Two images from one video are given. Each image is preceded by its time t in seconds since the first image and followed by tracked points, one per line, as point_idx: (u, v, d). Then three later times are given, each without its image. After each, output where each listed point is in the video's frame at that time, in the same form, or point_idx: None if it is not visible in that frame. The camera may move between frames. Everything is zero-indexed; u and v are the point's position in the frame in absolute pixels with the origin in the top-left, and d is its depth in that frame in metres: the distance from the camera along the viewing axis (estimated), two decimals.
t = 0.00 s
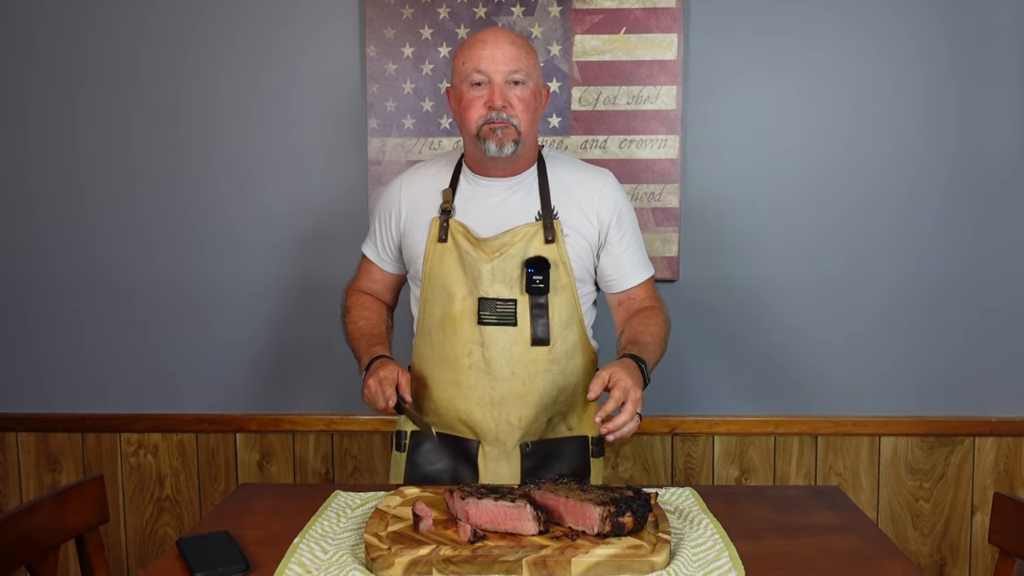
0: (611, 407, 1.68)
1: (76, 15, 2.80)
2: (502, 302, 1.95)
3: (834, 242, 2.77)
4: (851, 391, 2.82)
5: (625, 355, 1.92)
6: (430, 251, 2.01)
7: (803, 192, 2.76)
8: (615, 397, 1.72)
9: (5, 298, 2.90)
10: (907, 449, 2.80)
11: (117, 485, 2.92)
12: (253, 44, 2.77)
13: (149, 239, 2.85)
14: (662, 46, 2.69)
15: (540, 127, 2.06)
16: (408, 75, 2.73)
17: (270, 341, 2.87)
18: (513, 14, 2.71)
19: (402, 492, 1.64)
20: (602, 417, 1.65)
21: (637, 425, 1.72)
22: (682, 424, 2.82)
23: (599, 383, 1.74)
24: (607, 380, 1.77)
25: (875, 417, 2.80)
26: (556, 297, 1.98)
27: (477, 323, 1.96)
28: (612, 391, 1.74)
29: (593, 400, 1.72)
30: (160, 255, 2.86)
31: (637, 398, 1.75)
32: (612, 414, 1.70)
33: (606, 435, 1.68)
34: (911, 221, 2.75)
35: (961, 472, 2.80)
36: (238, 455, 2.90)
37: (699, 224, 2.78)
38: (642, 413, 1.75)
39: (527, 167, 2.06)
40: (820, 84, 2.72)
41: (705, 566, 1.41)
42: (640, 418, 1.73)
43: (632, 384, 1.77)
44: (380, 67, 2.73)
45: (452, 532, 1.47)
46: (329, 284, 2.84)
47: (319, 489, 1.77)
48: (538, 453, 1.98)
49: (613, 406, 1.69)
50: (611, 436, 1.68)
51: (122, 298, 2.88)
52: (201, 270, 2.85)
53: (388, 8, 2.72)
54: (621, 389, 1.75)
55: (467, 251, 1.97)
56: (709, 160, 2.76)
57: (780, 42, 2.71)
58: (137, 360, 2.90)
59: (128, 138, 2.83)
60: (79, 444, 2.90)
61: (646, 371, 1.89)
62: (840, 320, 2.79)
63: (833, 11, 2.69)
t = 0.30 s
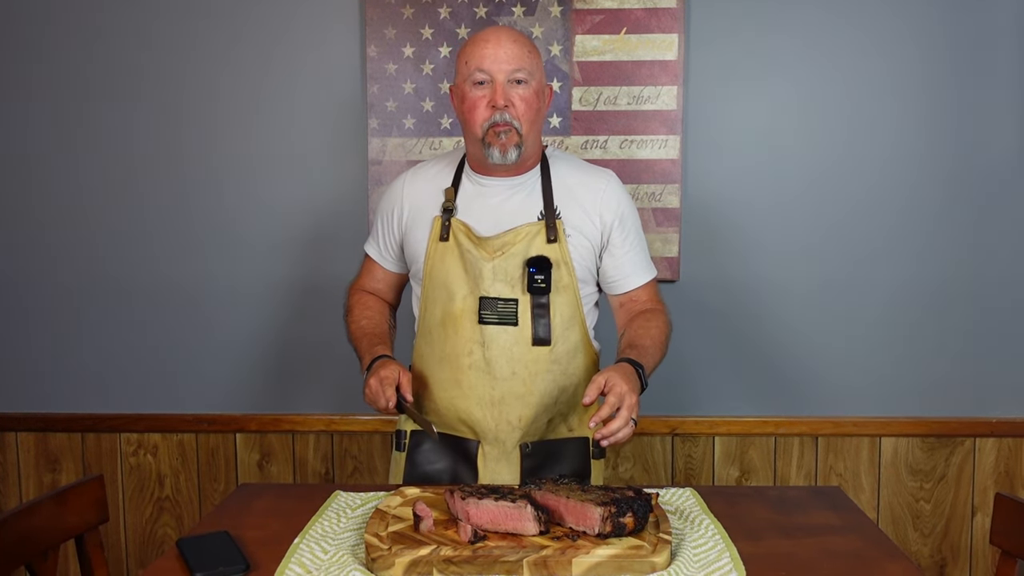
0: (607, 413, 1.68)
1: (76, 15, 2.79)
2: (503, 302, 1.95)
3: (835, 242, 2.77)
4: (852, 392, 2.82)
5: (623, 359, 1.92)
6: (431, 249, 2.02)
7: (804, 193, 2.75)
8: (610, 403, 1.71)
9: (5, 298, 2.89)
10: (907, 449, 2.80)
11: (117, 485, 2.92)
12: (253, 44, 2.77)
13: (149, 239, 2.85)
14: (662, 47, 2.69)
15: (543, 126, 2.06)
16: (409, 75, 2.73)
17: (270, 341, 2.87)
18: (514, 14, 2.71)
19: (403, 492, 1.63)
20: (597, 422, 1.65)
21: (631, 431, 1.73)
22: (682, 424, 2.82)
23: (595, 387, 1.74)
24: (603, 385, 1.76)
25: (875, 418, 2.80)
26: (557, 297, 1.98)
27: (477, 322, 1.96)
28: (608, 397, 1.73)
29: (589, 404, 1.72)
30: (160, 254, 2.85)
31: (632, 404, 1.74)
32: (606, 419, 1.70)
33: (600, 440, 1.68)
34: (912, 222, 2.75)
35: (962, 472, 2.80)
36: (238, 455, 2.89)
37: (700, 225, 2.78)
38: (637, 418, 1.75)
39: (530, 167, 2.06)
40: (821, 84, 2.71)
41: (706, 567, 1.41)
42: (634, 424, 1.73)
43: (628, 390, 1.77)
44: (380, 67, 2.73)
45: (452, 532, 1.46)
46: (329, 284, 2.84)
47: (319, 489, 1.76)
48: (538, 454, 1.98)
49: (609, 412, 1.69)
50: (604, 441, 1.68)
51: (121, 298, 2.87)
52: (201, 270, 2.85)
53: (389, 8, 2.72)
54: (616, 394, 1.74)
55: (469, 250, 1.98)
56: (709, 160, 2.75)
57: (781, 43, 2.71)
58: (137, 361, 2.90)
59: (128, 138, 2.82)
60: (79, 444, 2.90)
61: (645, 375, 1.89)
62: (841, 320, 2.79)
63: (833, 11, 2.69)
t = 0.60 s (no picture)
0: (607, 416, 1.69)
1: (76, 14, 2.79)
2: (500, 303, 1.95)
3: (834, 243, 2.77)
4: (851, 392, 2.82)
5: (622, 363, 1.92)
6: (430, 248, 2.01)
7: (804, 193, 2.75)
8: (611, 408, 1.72)
9: (5, 298, 2.89)
10: (907, 450, 2.80)
11: (116, 484, 2.91)
12: (253, 43, 2.77)
13: (149, 238, 2.85)
14: (662, 47, 2.69)
15: (543, 127, 2.05)
16: (408, 75, 2.73)
17: (270, 340, 2.87)
18: (514, 14, 2.71)
19: (402, 492, 1.63)
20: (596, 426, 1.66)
21: (632, 435, 1.72)
22: (682, 424, 2.82)
23: (596, 392, 1.73)
24: (604, 390, 1.75)
25: (875, 418, 2.80)
26: (555, 299, 1.97)
27: (475, 323, 1.96)
28: (608, 402, 1.73)
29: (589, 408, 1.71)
30: (159, 254, 2.85)
31: (632, 409, 1.74)
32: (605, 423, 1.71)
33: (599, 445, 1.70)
34: (911, 222, 2.75)
35: (961, 473, 2.80)
36: (238, 455, 2.89)
37: (700, 225, 2.78)
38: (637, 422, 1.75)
39: (530, 167, 2.06)
40: (821, 85, 2.71)
41: (705, 567, 1.41)
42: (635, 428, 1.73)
43: (629, 395, 1.76)
44: (380, 67, 2.73)
45: (452, 532, 1.46)
46: (329, 283, 2.84)
47: (318, 489, 1.76)
48: (533, 456, 1.97)
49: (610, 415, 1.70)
50: (604, 445, 1.69)
51: (121, 297, 2.87)
52: (201, 270, 2.85)
53: (389, 8, 2.72)
54: (618, 399, 1.74)
55: (467, 250, 1.97)
56: (710, 161, 2.75)
57: (781, 43, 2.71)
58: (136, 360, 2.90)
59: (128, 138, 2.82)
60: (78, 443, 2.90)
61: (644, 380, 1.89)
62: (840, 321, 2.79)
63: (833, 12, 2.69)
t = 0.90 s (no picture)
0: (607, 417, 1.69)
1: (76, 15, 2.79)
2: (492, 306, 1.95)
3: (833, 243, 2.77)
4: (850, 392, 2.82)
5: (619, 364, 1.92)
6: (422, 248, 2.01)
7: (803, 193, 2.75)
8: (609, 409, 1.71)
9: (4, 297, 2.89)
10: (906, 450, 2.80)
11: (114, 484, 2.91)
12: (253, 43, 2.77)
13: (148, 238, 2.85)
14: (662, 46, 2.69)
15: (535, 137, 2.02)
16: (408, 75, 2.73)
17: (269, 340, 2.87)
18: (513, 14, 2.70)
19: (401, 491, 1.63)
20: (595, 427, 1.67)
21: (629, 437, 1.72)
22: (680, 424, 2.82)
23: (596, 392, 1.72)
24: (603, 391, 1.75)
25: (874, 418, 2.80)
26: (547, 302, 1.97)
27: (466, 325, 1.96)
28: (608, 402, 1.72)
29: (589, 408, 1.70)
30: (159, 253, 2.85)
31: (632, 410, 1.74)
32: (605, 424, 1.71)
33: (598, 446, 1.70)
34: (911, 223, 2.75)
35: (961, 473, 2.80)
36: (236, 455, 2.89)
37: (699, 225, 2.78)
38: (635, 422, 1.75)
39: (524, 169, 2.05)
40: (820, 85, 2.71)
41: (704, 567, 1.41)
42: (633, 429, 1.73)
43: (627, 395, 1.75)
44: (379, 67, 2.73)
45: (450, 532, 1.46)
46: (328, 283, 2.84)
47: (317, 489, 1.76)
48: (524, 458, 1.97)
49: (609, 416, 1.70)
50: (602, 446, 1.69)
51: (121, 297, 2.87)
52: (201, 270, 2.85)
53: (388, 7, 2.72)
54: (616, 399, 1.73)
55: (460, 251, 1.97)
56: (709, 161, 2.75)
57: (781, 43, 2.71)
58: (135, 360, 2.89)
59: (128, 137, 2.82)
60: (77, 443, 2.90)
61: (641, 381, 1.89)
62: (839, 320, 2.79)
63: (833, 13, 2.69)
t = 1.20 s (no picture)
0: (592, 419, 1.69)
1: (77, 15, 2.79)
2: (474, 309, 1.94)
3: (831, 244, 2.77)
4: (849, 392, 2.82)
5: (603, 363, 1.92)
6: (402, 251, 1.99)
7: (803, 193, 2.75)
8: (595, 410, 1.72)
9: (4, 297, 2.89)
10: (904, 450, 2.80)
11: (114, 483, 2.91)
12: (254, 42, 2.77)
13: (149, 238, 2.85)
14: (661, 47, 2.69)
15: (509, 142, 1.98)
16: (408, 75, 2.73)
17: (268, 339, 2.87)
18: (513, 14, 2.71)
19: (399, 491, 1.63)
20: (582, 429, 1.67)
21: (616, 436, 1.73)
22: (679, 424, 2.82)
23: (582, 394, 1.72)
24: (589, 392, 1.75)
25: (873, 418, 2.80)
26: (528, 303, 1.97)
27: (448, 328, 1.96)
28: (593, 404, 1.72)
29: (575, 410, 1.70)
30: (159, 253, 2.85)
31: (618, 411, 1.75)
32: (591, 425, 1.72)
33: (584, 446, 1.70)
34: (909, 223, 2.75)
35: (959, 473, 2.80)
36: (235, 454, 2.89)
37: (698, 225, 2.78)
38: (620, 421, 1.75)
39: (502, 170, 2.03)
40: (818, 86, 2.72)
41: (702, 567, 1.41)
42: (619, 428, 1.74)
43: (613, 395, 1.76)
44: (379, 67, 2.73)
45: (448, 532, 1.46)
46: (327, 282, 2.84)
47: (316, 488, 1.76)
48: (507, 459, 1.98)
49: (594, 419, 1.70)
50: (588, 447, 1.69)
51: (121, 297, 2.87)
52: (201, 269, 2.85)
53: (388, 7, 2.72)
54: (603, 401, 1.74)
55: (440, 254, 1.95)
56: (709, 161, 2.75)
57: (780, 44, 2.71)
58: (134, 360, 2.89)
59: (129, 137, 2.82)
60: (76, 442, 2.90)
61: (625, 380, 1.90)
62: (838, 321, 2.79)
63: (832, 13, 2.69)
